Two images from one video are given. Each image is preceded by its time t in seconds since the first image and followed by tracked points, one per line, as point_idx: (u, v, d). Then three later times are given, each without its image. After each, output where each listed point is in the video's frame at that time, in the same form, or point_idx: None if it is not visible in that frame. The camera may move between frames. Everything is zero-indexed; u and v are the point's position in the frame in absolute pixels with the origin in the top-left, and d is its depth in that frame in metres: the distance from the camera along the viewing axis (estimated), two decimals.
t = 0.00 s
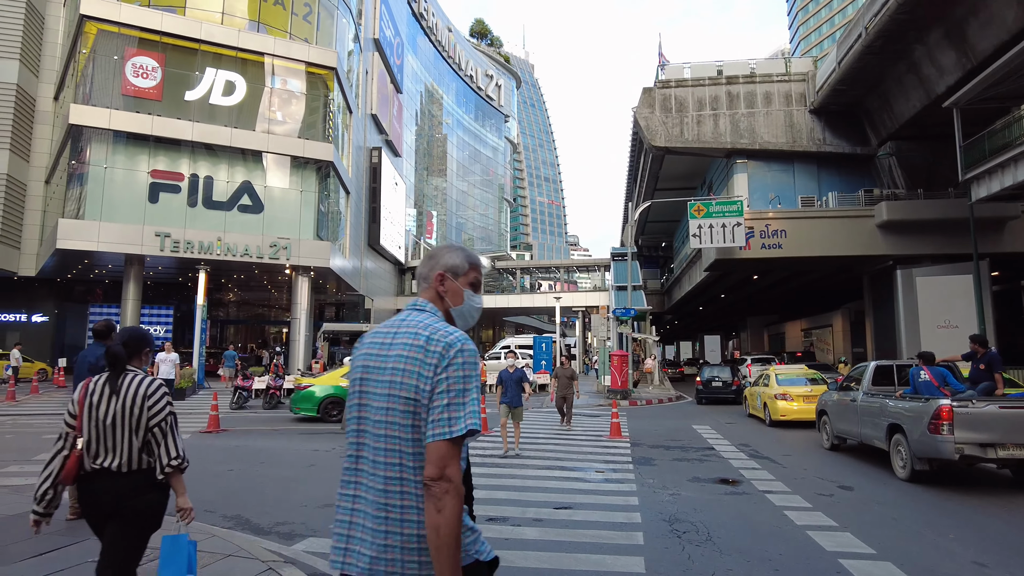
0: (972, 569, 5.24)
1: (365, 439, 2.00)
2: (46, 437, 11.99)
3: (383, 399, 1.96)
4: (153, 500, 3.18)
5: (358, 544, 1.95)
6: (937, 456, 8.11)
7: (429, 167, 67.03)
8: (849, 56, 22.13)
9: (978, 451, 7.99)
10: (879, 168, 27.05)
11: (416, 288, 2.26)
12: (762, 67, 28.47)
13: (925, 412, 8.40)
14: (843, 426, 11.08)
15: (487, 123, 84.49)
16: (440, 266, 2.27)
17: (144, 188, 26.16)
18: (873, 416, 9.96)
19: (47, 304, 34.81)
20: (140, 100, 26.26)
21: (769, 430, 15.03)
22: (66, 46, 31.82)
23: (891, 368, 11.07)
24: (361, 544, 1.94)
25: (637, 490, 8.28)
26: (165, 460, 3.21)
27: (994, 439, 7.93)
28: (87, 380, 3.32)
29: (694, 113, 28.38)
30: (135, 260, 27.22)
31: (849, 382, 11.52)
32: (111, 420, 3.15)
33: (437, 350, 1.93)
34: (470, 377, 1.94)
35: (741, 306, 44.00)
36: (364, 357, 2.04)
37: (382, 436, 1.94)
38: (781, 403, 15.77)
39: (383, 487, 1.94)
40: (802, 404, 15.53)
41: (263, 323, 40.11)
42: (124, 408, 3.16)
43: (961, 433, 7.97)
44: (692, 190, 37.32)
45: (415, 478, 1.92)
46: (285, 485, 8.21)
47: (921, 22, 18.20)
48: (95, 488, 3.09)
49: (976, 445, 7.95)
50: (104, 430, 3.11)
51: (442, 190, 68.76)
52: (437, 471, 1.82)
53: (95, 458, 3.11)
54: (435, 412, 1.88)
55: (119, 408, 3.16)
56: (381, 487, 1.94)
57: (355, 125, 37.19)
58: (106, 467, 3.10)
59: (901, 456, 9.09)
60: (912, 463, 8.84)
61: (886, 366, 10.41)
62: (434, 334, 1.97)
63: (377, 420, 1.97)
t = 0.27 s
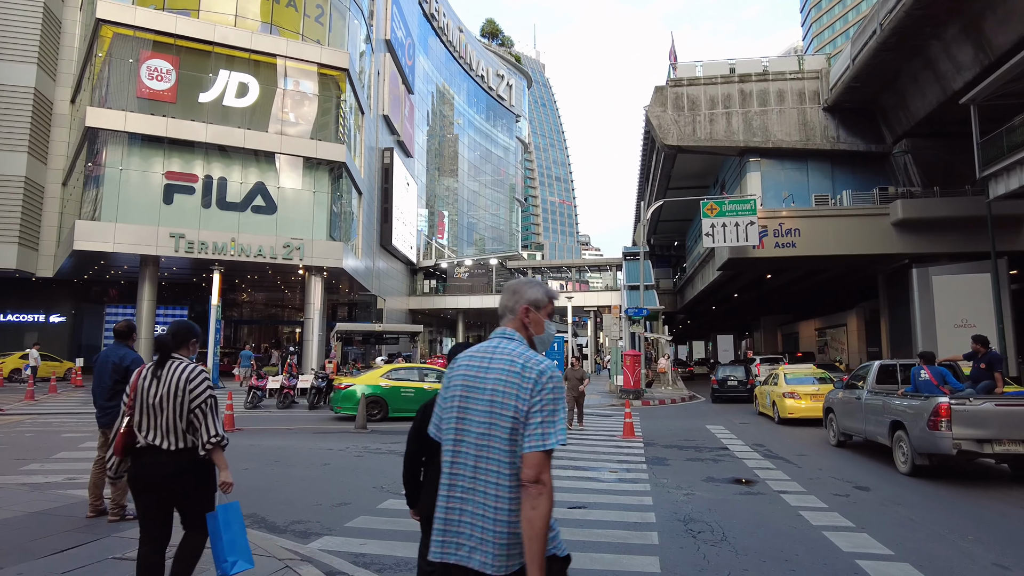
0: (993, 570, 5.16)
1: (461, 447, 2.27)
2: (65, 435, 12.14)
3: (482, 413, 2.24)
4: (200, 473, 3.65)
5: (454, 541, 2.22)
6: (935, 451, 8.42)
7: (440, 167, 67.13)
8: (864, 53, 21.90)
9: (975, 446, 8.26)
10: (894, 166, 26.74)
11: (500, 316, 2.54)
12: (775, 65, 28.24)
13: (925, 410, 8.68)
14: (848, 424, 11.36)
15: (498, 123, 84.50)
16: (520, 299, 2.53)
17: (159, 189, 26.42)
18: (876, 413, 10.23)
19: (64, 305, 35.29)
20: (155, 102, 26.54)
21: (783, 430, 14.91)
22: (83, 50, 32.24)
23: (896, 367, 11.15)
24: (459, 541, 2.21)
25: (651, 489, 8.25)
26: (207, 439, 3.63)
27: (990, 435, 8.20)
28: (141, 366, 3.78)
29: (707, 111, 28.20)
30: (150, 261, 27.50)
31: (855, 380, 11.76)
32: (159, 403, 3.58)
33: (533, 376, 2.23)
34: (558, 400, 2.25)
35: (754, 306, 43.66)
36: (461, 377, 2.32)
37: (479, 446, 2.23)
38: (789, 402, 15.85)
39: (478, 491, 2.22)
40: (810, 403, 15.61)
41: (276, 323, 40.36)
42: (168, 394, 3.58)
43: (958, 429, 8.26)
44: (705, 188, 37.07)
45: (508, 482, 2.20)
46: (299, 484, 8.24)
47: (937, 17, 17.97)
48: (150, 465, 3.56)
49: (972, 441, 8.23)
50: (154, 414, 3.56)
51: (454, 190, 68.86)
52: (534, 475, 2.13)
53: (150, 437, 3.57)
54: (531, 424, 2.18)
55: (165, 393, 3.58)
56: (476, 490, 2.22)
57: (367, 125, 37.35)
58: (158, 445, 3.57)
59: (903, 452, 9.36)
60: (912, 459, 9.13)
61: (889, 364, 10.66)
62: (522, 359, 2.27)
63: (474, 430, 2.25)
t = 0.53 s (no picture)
0: (1012, 571, 5.08)
1: (548, 432, 2.48)
2: (80, 434, 12.29)
3: (562, 399, 2.45)
4: (240, 472, 3.87)
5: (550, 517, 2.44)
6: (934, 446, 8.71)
7: (451, 167, 67.27)
8: (877, 49, 21.68)
9: (971, 441, 8.52)
10: (908, 163, 26.47)
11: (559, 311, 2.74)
12: (786, 62, 28.03)
13: (924, 406, 8.98)
14: (852, 420, 11.61)
15: (508, 123, 84.55)
16: (580, 296, 2.74)
17: (171, 190, 26.65)
18: (878, 410, 10.53)
19: (79, 305, 35.77)
20: (167, 103, 26.76)
21: (795, 429, 14.82)
22: (96, 52, 32.59)
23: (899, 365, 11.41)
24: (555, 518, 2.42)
25: (663, 489, 8.20)
26: (247, 445, 3.81)
27: (986, 431, 8.47)
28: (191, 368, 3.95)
29: (718, 109, 28.02)
30: (163, 261, 27.75)
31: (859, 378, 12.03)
32: (204, 407, 3.75)
33: (605, 363, 2.44)
34: (630, 382, 2.49)
35: (766, 305, 43.36)
36: (539, 367, 2.53)
37: (563, 429, 2.44)
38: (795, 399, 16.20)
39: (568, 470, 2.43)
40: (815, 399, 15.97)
41: (288, 323, 40.63)
42: (214, 401, 3.73)
43: (954, 425, 8.53)
44: (716, 187, 36.87)
45: (594, 462, 2.43)
46: (312, 482, 8.28)
47: (952, 12, 17.74)
48: (193, 464, 3.76)
49: (969, 436, 8.50)
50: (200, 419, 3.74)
51: (464, 190, 68.99)
52: (625, 455, 2.36)
53: (196, 437, 3.77)
54: (612, 408, 2.40)
55: (210, 398, 3.74)
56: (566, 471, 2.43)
57: (377, 126, 37.51)
58: (203, 446, 3.77)
59: (903, 447, 9.65)
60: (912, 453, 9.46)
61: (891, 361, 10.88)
62: (595, 349, 2.48)
63: (559, 417, 2.45)
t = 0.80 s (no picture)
0: None
1: (603, 451, 2.76)
2: (93, 433, 12.39)
3: (617, 422, 2.74)
4: (281, 461, 4.34)
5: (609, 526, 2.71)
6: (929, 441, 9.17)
7: (459, 167, 67.36)
8: (888, 46, 21.48)
9: (963, 436, 9.02)
10: (920, 161, 26.25)
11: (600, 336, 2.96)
12: (796, 60, 27.85)
13: (919, 403, 9.44)
14: (852, 417, 12.08)
15: (517, 123, 84.53)
16: (622, 323, 2.95)
17: (182, 191, 26.83)
18: (877, 408, 10.98)
19: (91, 306, 36.12)
20: (177, 105, 26.95)
21: (806, 429, 14.75)
22: (108, 55, 32.85)
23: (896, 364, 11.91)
24: (613, 528, 2.70)
25: (673, 489, 8.18)
26: (288, 433, 4.32)
27: (977, 426, 8.98)
28: (234, 366, 4.46)
29: (727, 108, 27.86)
30: (174, 262, 27.95)
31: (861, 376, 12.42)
32: (250, 400, 4.26)
33: (649, 389, 2.75)
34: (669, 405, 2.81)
35: (776, 304, 43.11)
36: (596, 391, 2.78)
37: (619, 447, 2.73)
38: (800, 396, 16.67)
39: (625, 483, 2.73)
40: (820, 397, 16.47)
41: (297, 323, 40.79)
42: (260, 394, 4.25)
43: (948, 421, 9.02)
44: (726, 186, 36.67)
45: (647, 478, 2.73)
46: (322, 481, 8.31)
47: (964, 8, 17.53)
48: (242, 450, 4.25)
49: (961, 431, 9.00)
50: (246, 411, 4.24)
51: (472, 190, 69.02)
52: (676, 470, 2.69)
53: (243, 427, 4.26)
54: (660, 429, 2.72)
55: (255, 393, 4.25)
56: (623, 485, 2.73)
57: (386, 126, 37.60)
58: (248, 435, 4.26)
59: (900, 442, 10.11)
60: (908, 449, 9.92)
61: (889, 361, 11.31)
62: (644, 376, 2.79)
63: (614, 440, 2.74)
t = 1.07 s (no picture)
0: None
1: (652, 443, 3.14)
2: (109, 433, 12.54)
3: (663, 422, 3.12)
4: (315, 458, 4.62)
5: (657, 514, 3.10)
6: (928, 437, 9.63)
7: (470, 167, 67.49)
8: (902, 42, 21.24)
9: (961, 432, 9.46)
10: (935, 158, 25.97)
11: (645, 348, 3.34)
12: (809, 58, 27.65)
13: (919, 400, 9.91)
14: (858, 414, 12.54)
15: (527, 122, 84.50)
16: (667, 335, 3.32)
17: (195, 192, 27.06)
18: (881, 405, 11.47)
19: (107, 307, 36.77)
20: (190, 107, 27.18)
21: (821, 429, 14.63)
22: (121, 58, 33.18)
23: (900, 363, 12.35)
24: (657, 509, 3.09)
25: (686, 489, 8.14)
26: (324, 433, 4.63)
27: (974, 423, 9.42)
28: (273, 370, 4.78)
29: (739, 106, 27.66)
30: (187, 263, 28.21)
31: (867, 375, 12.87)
32: (288, 402, 4.56)
33: (694, 391, 3.13)
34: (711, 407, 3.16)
35: (789, 303, 42.81)
36: (643, 396, 3.18)
37: (664, 445, 3.11)
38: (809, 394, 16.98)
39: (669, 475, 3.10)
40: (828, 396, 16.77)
41: (310, 323, 41.01)
42: (298, 395, 4.57)
43: (945, 418, 9.48)
44: (738, 184, 36.43)
45: (688, 468, 3.08)
46: (335, 481, 8.35)
47: (979, 4, 17.26)
48: (280, 447, 4.54)
49: (959, 427, 9.43)
50: (286, 411, 4.54)
51: (483, 190, 69.09)
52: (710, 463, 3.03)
53: (281, 428, 4.54)
54: (701, 425, 3.07)
55: (292, 395, 4.56)
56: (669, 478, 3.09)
57: (397, 127, 37.71)
58: (287, 435, 4.54)
59: (903, 437, 10.57)
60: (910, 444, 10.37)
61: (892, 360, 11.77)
62: (688, 382, 3.15)
63: (660, 433, 3.12)
